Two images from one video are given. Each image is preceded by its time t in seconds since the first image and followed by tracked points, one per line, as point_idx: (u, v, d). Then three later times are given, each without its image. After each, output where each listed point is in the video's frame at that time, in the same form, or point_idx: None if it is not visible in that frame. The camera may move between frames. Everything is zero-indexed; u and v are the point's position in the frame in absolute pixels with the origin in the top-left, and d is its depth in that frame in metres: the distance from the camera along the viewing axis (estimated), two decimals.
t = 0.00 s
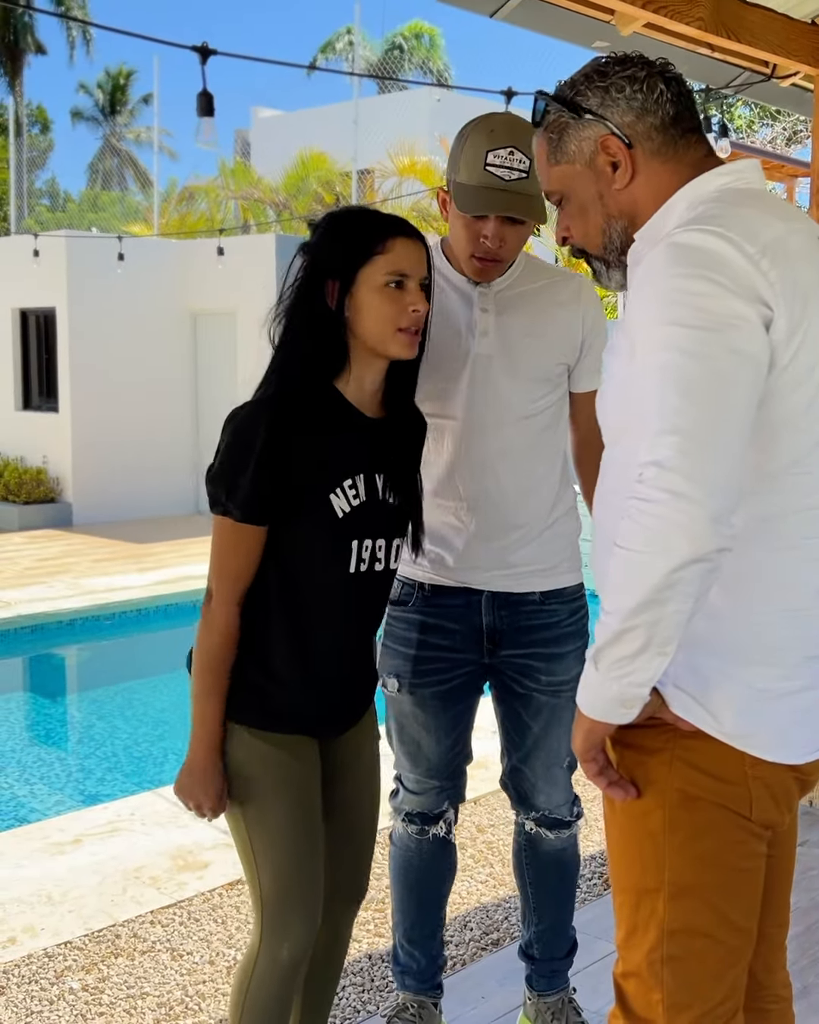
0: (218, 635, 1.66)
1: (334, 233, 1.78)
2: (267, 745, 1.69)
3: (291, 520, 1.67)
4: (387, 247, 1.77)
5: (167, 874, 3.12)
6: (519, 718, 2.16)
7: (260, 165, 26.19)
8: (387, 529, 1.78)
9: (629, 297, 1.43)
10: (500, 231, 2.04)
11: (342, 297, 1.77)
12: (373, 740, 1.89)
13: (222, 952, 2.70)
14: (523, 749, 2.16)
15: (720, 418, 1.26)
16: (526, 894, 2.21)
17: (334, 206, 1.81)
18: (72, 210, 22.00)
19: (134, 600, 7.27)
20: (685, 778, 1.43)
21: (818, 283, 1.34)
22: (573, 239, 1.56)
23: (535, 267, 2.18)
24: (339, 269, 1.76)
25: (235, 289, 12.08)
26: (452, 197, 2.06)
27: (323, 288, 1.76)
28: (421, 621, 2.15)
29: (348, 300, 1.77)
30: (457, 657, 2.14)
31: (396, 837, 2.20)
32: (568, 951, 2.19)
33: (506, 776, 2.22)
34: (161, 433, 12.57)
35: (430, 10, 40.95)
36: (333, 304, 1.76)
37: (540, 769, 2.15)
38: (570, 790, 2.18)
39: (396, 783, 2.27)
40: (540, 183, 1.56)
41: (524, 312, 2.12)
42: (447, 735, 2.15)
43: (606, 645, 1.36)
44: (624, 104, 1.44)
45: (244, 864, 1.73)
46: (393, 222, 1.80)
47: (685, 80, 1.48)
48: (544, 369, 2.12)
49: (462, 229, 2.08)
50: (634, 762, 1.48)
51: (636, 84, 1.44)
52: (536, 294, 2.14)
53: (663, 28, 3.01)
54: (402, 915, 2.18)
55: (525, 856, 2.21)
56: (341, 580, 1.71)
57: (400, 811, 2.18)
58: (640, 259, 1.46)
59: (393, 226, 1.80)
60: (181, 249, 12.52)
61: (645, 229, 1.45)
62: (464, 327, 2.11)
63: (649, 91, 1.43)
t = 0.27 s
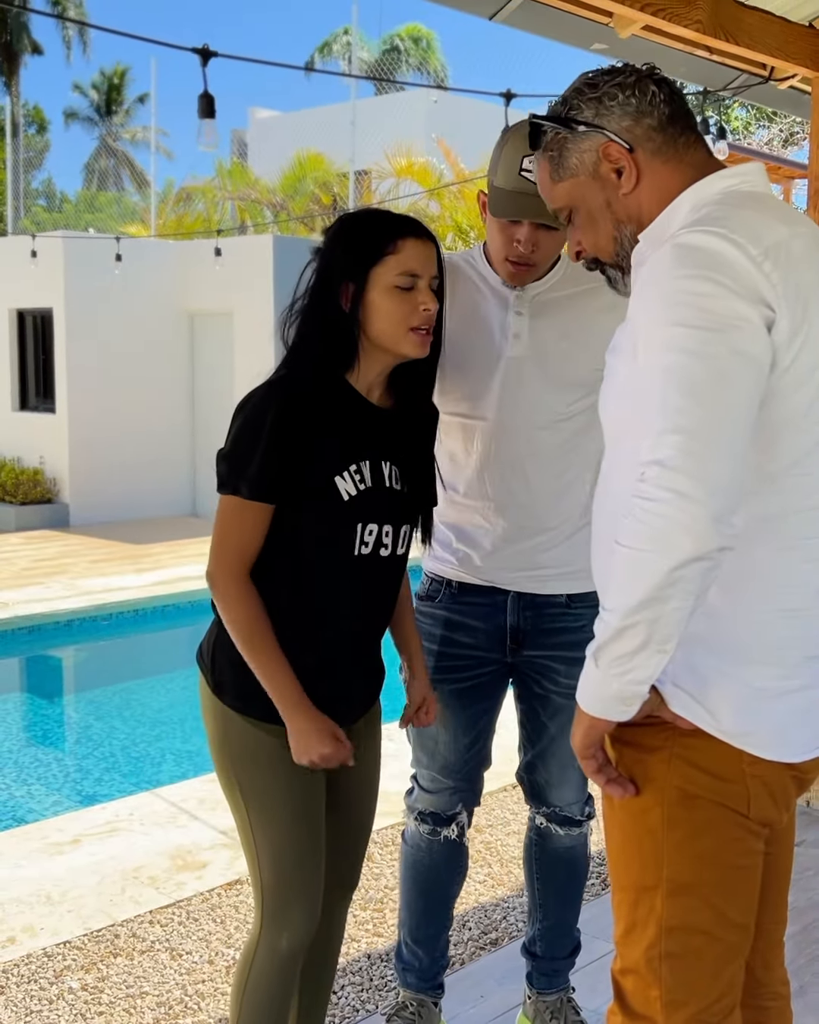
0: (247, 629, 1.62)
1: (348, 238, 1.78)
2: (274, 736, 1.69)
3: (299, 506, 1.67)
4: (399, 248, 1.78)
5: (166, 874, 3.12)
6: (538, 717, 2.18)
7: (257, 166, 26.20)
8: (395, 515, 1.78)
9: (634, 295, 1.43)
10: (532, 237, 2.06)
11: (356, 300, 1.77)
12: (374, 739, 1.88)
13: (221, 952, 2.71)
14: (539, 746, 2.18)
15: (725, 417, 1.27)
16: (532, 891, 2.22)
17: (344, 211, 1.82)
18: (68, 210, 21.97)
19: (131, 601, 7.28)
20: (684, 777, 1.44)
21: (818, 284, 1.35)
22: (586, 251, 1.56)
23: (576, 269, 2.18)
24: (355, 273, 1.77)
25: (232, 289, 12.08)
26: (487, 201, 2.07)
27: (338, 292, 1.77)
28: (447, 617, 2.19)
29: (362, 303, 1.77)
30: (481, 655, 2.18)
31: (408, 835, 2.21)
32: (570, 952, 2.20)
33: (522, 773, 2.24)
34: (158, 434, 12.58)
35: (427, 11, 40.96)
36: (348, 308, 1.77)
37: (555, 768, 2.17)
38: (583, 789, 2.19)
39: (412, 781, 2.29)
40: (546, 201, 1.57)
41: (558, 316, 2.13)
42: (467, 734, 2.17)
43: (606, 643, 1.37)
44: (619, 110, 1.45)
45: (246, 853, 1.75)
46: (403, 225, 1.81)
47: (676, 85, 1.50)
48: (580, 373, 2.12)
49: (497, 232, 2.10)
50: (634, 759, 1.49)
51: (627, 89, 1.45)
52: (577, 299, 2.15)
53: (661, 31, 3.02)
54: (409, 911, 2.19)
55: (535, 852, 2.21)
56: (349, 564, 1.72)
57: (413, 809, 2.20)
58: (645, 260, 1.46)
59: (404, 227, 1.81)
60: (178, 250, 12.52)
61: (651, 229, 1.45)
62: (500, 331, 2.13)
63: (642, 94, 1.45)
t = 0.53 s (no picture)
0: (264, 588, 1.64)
1: (343, 247, 1.80)
2: (273, 737, 1.70)
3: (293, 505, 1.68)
4: (389, 259, 1.79)
5: (162, 875, 3.13)
6: (545, 717, 2.19)
7: (253, 166, 26.19)
8: (393, 515, 1.79)
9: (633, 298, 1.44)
10: (550, 243, 2.05)
11: (350, 307, 1.79)
12: (374, 742, 1.88)
13: (218, 952, 2.71)
14: (545, 746, 2.19)
15: (723, 420, 1.28)
16: (534, 890, 2.23)
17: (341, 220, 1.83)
18: (64, 210, 21.95)
19: (126, 602, 7.28)
20: (681, 777, 1.44)
21: (816, 289, 1.36)
22: (586, 260, 1.57)
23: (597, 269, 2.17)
24: (346, 281, 1.79)
25: (227, 290, 12.08)
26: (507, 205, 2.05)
27: (331, 300, 1.78)
28: (457, 613, 2.20)
29: (354, 312, 1.79)
30: (489, 653, 2.18)
31: (408, 831, 2.22)
32: (570, 952, 2.21)
33: (527, 771, 2.24)
34: (153, 434, 12.57)
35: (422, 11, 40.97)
36: (341, 315, 1.78)
37: (560, 768, 2.18)
38: (588, 790, 2.19)
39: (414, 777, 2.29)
40: (545, 216, 1.57)
41: (576, 319, 2.13)
42: (468, 732, 2.18)
43: (604, 644, 1.37)
44: (613, 121, 1.46)
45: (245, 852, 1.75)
46: (397, 231, 1.81)
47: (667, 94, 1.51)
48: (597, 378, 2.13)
49: (517, 236, 2.09)
50: (631, 760, 1.50)
51: (619, 101, 1.47)
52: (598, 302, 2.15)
53: (658, 35, 3.03)
54: (409, 905, 2.20)
55: (538, 852, 2.22)
56: (342, 568, 1.75)
57: (412, 806, 2.21)
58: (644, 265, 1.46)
59: (399, 233, 1.82)
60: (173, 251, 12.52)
61: (650, 235, 1.46)
62: (518, 333, 2.14)
63: (634, 104, 1.46)
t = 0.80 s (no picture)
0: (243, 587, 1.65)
1: (332, 246, 1.79)
2: (265, 738, 1.69)
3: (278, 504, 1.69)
4: (375, 259, 1.78)
5: (159, 875, 3.12)
6: (536, 718, 2.18)
7: (247, 166, 26.17)
8: (377, 518, 1.79)
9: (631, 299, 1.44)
10: (546, 239, 2.05)
11: (336, 307, 1.78)
12: (368, 743, 1.88)
13: (215, 953, 2.70)
14: (538, 748, 2.19)
15: (724, 420, 1.28)
16: (529, 891, 2.22)
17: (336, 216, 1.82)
18: (58, 209, 21.91)
19: (121, 602, 7.27)
20: (681, 777, 1.44)
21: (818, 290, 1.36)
22: (582, 256, 1.57)
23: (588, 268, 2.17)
24: (332, 281, 1.78)
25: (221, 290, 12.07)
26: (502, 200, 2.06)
27: (318, 299, 1.78)
28: (448, 619, 2.18)
29: (341, 312, 1.78)
30: (480, 657, 2.17)
31: (408, 831, 2.22)
32: (567, 952, 2.21)
33: (520, 773, 2.24)
34: (147, 434, 12.55)
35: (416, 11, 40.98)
36: (328, 317, 1.78)
37: (552, 770, 2.17)
38: (581, 791, 2.19)
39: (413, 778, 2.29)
40: (545, 209, 1.57)
41: (567, 318, 2.13)
42: (464, 735, 2.17)
43: (605, 643, 1.37)
44: (617, 120, 1.45)
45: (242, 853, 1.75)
46: (386, 230, 1.80)
47: (672, 92, 1.50)
48: (587, 377, 2.13)
49: (511, 232, 2.09)
50: (631, 759, 1.49)
51: (625, 99, 1.46)
52: (587, 301, 2.16)
53: (656, 34, 3.03)
54: (408, 904, 2.20)
55: (532, 853, 2.22)
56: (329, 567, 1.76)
57: (412, 808, 2.20)
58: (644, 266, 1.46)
59: (388, 232, 1.81)
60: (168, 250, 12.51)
61: (651, 235, 1.46)
62: (510, 333, 2.14)
63: (639, 103, 1.45)
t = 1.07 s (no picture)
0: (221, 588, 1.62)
1: (325, 240, 1.76)
2: (242, 753, 1.67)
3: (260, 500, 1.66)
4: (372, 252, 1.76)
5: (155, 879, 3.10)
6: (524, 723, 2.16)
7: (241, 165, 26.14)
8: (361, 522, 1.76)
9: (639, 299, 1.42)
10: (521, 237, 2.05)
11: (328, 301, 1.76)
12: (360, 753, 1.86)
13: (212, 958, 2.68)
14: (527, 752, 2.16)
15: (735, 423, 1.26)
16: (526, 897, 2.20)
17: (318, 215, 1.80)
18: (51, 208, 21.86)
19: (116, 603, 7.25)
20: (690, 783, 1.42)
21: None
22: (585, 251, 1.55)
23: (561, 270, 2.18)
24: (325, 274, 1.75)
25: (216, 290, 12.04)
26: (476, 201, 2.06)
27: (310, 293, 1.76)
28: (432, 625, 2.14)
29: (333, 306, 1.76)
30: (465, 662, 2.13)
31: (402, 836, 2.19)
32: (566, 957, 2.18)
33: (510, 779, 2.21)
34: (141, 434, 12.52)
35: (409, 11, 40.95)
36: (318, 312, 1.76)
37: (542, 774, 2.15)
38: (573, 794, 2.17)
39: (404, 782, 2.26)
40: (547, 199, 1.54)
41: (544, 316, 2.12)
42: (453, 740, 2.14)
43: (615, 649, 1.35)
44: (630, 117, 1.43)
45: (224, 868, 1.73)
46: (379, 225, 1.78)
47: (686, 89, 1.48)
48: (564, 376, 2.12)
49: (485, 232, 2.08)
50: (638, 766, 1.48)
51: (640, 96, 1.43)
52: (561, 300, 2.14)
53: (656, 33, 3.01)
54: (405, 911, 2.17)
55: (527, 860, 2.20)
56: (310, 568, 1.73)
57: (405, 813, 2.18)
58: (652, 265, 1.45)
59: (379, 227, 1.78)
60: (163, 250, 12.48)
61: (659, 234, 1.44)
62: (486, 331, 2.11)
63: (654, 101, 1.42)
